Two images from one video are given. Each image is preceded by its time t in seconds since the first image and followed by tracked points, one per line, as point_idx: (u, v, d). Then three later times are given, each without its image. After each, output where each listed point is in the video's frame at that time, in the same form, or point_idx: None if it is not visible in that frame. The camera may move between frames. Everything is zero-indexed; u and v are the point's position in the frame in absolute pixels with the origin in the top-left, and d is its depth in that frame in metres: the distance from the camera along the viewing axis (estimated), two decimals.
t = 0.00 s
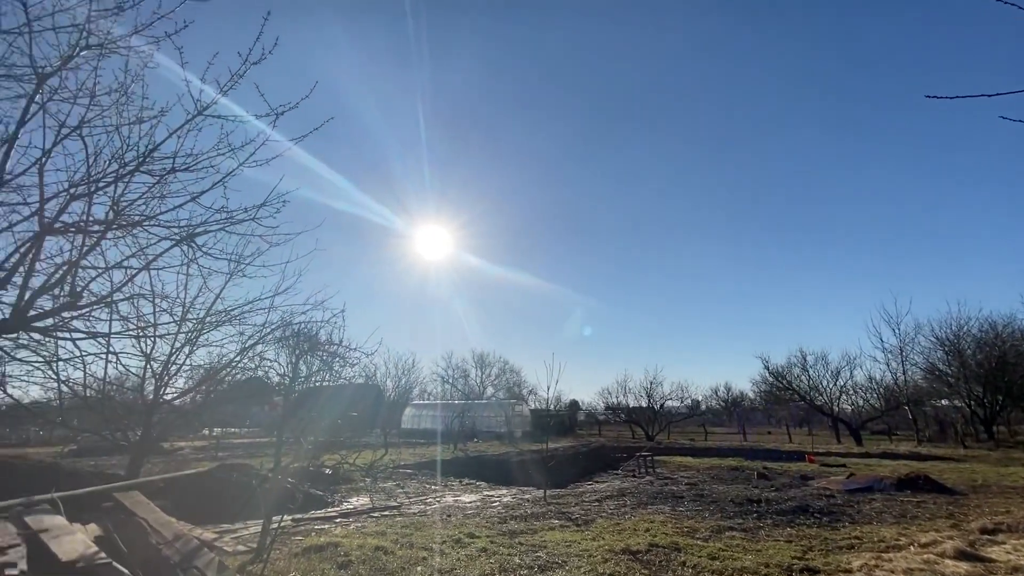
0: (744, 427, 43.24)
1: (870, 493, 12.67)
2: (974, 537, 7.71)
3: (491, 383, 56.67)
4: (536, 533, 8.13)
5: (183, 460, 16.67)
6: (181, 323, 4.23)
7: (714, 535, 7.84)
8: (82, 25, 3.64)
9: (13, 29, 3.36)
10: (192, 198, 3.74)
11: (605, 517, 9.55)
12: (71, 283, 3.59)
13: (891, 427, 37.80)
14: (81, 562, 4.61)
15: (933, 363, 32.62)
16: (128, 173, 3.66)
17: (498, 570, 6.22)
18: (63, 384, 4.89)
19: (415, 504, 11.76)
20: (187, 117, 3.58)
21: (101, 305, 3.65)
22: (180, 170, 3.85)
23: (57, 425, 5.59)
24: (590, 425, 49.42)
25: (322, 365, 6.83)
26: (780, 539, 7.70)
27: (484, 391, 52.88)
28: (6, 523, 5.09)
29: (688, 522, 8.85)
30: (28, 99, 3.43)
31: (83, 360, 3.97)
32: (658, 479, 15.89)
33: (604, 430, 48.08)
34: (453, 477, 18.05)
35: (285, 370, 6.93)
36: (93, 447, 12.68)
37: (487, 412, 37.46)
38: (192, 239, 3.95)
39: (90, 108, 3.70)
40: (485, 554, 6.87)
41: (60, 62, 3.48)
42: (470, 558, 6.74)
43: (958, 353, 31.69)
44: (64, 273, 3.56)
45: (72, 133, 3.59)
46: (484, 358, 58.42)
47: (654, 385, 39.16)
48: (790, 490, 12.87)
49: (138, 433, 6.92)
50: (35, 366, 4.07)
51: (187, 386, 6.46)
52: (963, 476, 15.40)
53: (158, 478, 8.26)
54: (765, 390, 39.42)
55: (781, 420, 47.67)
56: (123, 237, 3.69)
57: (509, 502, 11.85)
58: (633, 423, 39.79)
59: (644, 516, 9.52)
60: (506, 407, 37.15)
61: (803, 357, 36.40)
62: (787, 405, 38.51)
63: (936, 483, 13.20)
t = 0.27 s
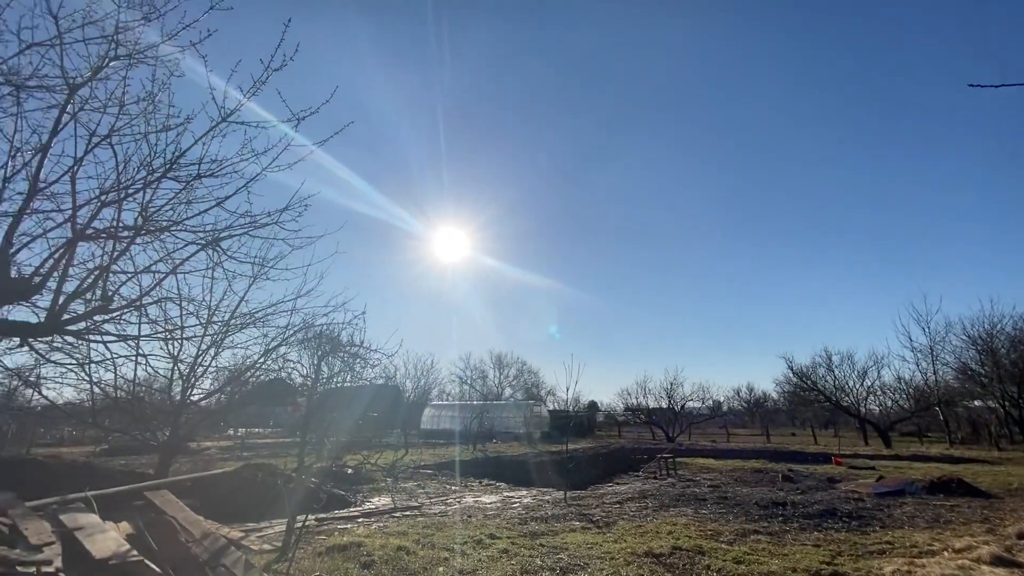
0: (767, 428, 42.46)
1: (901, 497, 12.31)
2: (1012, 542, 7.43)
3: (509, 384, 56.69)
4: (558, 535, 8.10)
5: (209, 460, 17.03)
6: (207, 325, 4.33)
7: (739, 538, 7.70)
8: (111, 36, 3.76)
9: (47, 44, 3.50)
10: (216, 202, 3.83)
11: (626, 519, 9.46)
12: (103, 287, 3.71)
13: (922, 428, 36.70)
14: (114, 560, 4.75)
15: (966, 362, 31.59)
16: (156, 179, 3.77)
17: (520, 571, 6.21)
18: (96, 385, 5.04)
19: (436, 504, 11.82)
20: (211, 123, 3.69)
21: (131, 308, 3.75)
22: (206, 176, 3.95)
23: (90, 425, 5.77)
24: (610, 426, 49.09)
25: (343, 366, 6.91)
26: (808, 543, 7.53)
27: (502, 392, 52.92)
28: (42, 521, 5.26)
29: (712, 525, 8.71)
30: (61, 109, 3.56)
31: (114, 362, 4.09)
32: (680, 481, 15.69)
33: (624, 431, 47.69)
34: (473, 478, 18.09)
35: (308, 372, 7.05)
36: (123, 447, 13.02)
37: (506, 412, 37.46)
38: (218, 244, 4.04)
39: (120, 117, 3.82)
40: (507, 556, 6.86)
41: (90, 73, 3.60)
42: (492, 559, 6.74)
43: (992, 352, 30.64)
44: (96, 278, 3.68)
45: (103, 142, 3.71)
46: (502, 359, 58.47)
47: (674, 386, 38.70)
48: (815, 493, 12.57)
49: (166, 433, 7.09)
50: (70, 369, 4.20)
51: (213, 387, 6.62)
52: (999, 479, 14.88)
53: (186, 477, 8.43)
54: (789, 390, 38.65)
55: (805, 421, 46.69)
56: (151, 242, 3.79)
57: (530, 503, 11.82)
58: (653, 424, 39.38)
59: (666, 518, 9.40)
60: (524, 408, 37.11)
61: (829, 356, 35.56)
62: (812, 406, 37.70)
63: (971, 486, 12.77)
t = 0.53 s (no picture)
0: (789, 429, 41.71)
1: (930, 499, 11.97)
2: None
3: (525, 384, 56.67)
4: (577, 536, 8.05)
5: (233, 459, 17.37)
6: (229, 327, 4.40)
7: (762, 541, 7.57)
8: (136, 45, 3.85)
9: (75, 54, 3.59)
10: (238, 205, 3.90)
11: (646, 521, 9.36)
12: (130, 290, 3.79)
13: (951, 429, 35.63)
14: (143, 557, 4.87)
15: (997, 361, 30.59)
16: (180, 184, 3.84)
17: (539, 572, 6.20)
18: (123, 386, 5.16)
19: (455, 504, 11.86)
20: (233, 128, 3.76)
21: (156, 311, 3.83)
22: (227, 180, 4.01)
23: (118, 425, 5.91)
24: (627, 427, 48.74)
25: (361, 367, 6.97)
26: (834, 547, 7.36)
27: (519, 392, 52.92)
28: (74, 518, 5.42)
29: (734, 527, 8.58)
30: (88, 117, 3.65)
31: (140, 363, 4.17)
32: (700, 482, 15.50)
33: (642, 431, 47.30)
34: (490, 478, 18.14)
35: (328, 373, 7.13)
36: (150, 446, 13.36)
37: (523, 413, 37.45)
38: (240, 247, 4.10)
39: (144, 124, 3.90)
40: (526, 556, 6.85)
41: (116, 81, 3.68)
42: (512, 559, 6.73)
43: None
44: (124, 281, 3.76)
45: (129, 149, 3.79)
46: (518, 359, 58.48)
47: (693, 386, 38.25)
48: (840, 496, 12.29)
49: (191, 433, 7.23)
50: (98, 370, 4.30)
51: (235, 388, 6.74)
52: None
53: (210, 476, 8.59)
54: (811, 390, 37.90)
55: (828, 421, 45.73)
56: (176, 245, 3.87)
57: (548, 504, 11.79)
58: (672, 425, 38.98)
59: (687, 520, 9.28)
60: (541, 408, 37.06)
61: (853, 355, 34.76)
62: (836, 406, 36.90)
63: (1004, 489, 12.36)
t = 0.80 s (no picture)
0: (808, 429, 41.01)
1: (956, 501, 11.67)
2: None
3: (539, 384, 56.61)
4: (593, 536, 8.03)
5: (252, 458, 17.63)
6: (249, 328, 4.47)
7: (782, 543, 7.46)
8: (158, 53, 3.93)
9: (99, 62, 3.68)
10: (256, 209, 3.96)
11: (663, 522, 9.28)
12: (152, 293, 3.87)
13: (978, 430, 34.68)
14: (168, 555, 4.96)
15: None
16: (200, 188, 3.91)
17: (557, 572, 6.19)
18: (147, 387, 5.27)
19: (471, 504, 11.91)
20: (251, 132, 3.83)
21: (178, 313, 3.91)
22: (246, 184, 4.08)
23: (141, 424, 6.03)
24: (643, 427, 48.40)
25: (378, 367, 7.03)
26: (857, 549, 7.21)
27: (533, 392, 52.85)
28: (101, 516, 5.55)
29: (754, 529, 8.47)
30: (111, 123, 3.73)
31: (163, 364, 4.26)
32: (718, 483, 15.33)
33: (657, 431, 46.93)
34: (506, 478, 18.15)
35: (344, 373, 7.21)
36: (172, 446, 13.61)
37: (538, 413, 37.42)
38: (259, 250, 4.16)
39: (166, 130, 3.97)
40: (543, 556, 6.85)
41: (138, 89, 3.76)
42: (529, 559, 6.74)
43: None
44: (147, 284, 3.85)
45: (151, 155, 3.87)
46: (532, 359, 58.44)
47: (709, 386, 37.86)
48: (863, 497, 12.05)
49: (211, 433, 7.35)
50: (123, 372, 4.40)
51: (254, 389, 6.84)
52: None
53: (230, 476, 8.71)
54: (831, 390, 37.23)
55: (849, 421, 44.87)
56: (196, 248, 3.94)
57: (565, 504, 11.76)
58: (688, 425, 38.61)
59: (705, 521, 9.19)
60: (556, 408, 36.98)
61: (874, 354, 34.07)
62: (857, 406, 36.19)
63: None
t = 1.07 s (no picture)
0: (825, 429, 40.44)
1: (978, 503, 11.44)
2: None
3: (551, 384, 56.54)
4: (607, 537, 8.00)
5: (268, 458, 17.86)
6: (264, 329, 4.51)
7: (800, 545, 7.37)
8: (174, 58, 3.98)
9: (116, 68, 3.73)
10: (270, 211, 4.00)
11: (678, 522, 9.21)
12: (170, 295, 3.92)
13: (1001, 430, 33.89)
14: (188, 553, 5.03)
15: None
16: (216, 192, 3.95)
17: (571, 573, 6.17)
18: (165, 388, 5.36)
19: (484, 503, 11.93)
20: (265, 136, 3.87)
21: (195, 315, 3.96)
22: (260, 187, 4.11)
23: (159, 424, 6.14)
24: (656, 427, 48.11)
25: (391, 367, 7.06)
26: (877, 551, 7.10)
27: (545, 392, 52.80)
28: (122, 514, 5.65)
29: (770, 530, 8.37)
30: (129, 129, 3.79)
31: (181, 364, 4.32)
32: (733, 483, 15.18)
33: (671, 432, 46.62)
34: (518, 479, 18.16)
35: (357, 373, 7.26)
36: (190, 446, 13.82)
37: (550, 413, 37.40)
38: (273, 252, 4.20)
39: (182, 134, 4.03)
40: (557, 557, 6.84)
41: (155, 94, 3.82)
42: (543, 559, 6.73)
43: None
44: (165, 286, 3.90)
45: (168, 159, 3.92)
46: (543, 359, 58.40)
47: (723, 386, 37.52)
48: (881, 498, 11.86)
49: (228, 433, 7.46)
50: (142, 372, 4.47)
51: (269, 389, 6.92)
52: None
53: (247, 475, 8.82)
54: (848, 389, 36.67)
55: (867, 421, 44.13)
56: (213, 251, 3.99)
57: (578, 504, 11.74)
58: (701, 425, 38.30)
59: (720, 522, 9.11)
60: (568, 408, 36.92)
61: (892, 353, 33.49)
62: (874, 406, 35.60)
63: None
